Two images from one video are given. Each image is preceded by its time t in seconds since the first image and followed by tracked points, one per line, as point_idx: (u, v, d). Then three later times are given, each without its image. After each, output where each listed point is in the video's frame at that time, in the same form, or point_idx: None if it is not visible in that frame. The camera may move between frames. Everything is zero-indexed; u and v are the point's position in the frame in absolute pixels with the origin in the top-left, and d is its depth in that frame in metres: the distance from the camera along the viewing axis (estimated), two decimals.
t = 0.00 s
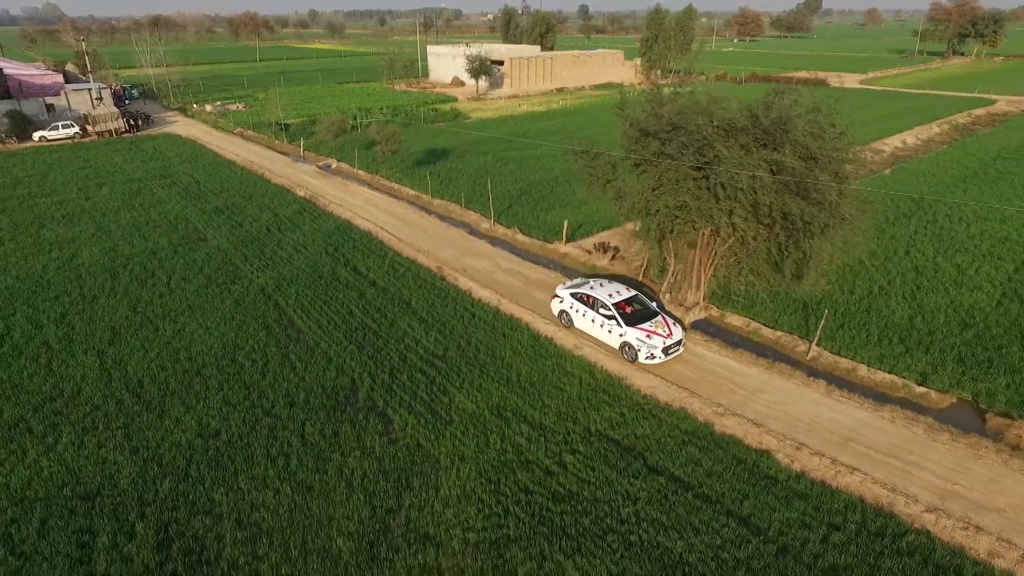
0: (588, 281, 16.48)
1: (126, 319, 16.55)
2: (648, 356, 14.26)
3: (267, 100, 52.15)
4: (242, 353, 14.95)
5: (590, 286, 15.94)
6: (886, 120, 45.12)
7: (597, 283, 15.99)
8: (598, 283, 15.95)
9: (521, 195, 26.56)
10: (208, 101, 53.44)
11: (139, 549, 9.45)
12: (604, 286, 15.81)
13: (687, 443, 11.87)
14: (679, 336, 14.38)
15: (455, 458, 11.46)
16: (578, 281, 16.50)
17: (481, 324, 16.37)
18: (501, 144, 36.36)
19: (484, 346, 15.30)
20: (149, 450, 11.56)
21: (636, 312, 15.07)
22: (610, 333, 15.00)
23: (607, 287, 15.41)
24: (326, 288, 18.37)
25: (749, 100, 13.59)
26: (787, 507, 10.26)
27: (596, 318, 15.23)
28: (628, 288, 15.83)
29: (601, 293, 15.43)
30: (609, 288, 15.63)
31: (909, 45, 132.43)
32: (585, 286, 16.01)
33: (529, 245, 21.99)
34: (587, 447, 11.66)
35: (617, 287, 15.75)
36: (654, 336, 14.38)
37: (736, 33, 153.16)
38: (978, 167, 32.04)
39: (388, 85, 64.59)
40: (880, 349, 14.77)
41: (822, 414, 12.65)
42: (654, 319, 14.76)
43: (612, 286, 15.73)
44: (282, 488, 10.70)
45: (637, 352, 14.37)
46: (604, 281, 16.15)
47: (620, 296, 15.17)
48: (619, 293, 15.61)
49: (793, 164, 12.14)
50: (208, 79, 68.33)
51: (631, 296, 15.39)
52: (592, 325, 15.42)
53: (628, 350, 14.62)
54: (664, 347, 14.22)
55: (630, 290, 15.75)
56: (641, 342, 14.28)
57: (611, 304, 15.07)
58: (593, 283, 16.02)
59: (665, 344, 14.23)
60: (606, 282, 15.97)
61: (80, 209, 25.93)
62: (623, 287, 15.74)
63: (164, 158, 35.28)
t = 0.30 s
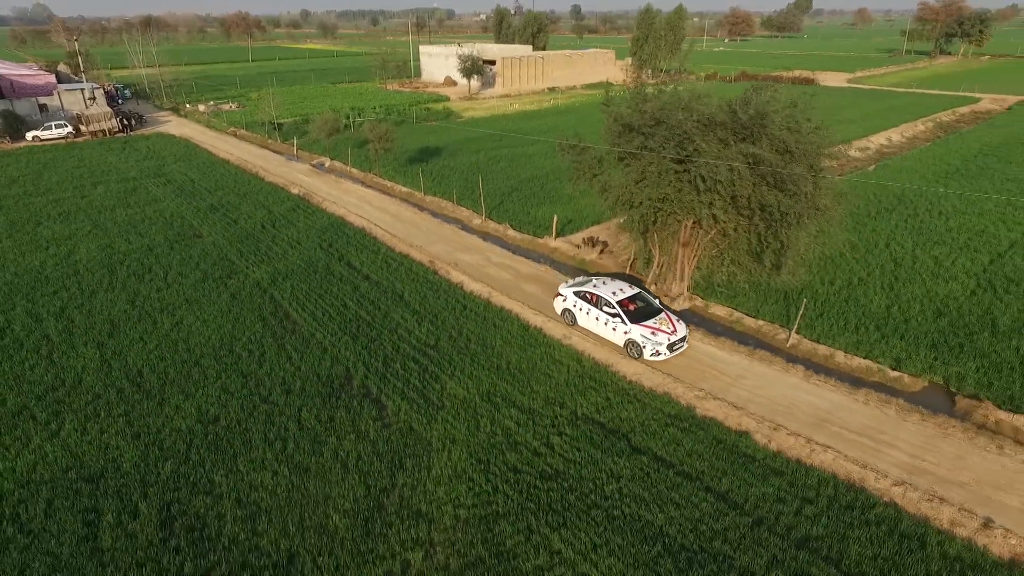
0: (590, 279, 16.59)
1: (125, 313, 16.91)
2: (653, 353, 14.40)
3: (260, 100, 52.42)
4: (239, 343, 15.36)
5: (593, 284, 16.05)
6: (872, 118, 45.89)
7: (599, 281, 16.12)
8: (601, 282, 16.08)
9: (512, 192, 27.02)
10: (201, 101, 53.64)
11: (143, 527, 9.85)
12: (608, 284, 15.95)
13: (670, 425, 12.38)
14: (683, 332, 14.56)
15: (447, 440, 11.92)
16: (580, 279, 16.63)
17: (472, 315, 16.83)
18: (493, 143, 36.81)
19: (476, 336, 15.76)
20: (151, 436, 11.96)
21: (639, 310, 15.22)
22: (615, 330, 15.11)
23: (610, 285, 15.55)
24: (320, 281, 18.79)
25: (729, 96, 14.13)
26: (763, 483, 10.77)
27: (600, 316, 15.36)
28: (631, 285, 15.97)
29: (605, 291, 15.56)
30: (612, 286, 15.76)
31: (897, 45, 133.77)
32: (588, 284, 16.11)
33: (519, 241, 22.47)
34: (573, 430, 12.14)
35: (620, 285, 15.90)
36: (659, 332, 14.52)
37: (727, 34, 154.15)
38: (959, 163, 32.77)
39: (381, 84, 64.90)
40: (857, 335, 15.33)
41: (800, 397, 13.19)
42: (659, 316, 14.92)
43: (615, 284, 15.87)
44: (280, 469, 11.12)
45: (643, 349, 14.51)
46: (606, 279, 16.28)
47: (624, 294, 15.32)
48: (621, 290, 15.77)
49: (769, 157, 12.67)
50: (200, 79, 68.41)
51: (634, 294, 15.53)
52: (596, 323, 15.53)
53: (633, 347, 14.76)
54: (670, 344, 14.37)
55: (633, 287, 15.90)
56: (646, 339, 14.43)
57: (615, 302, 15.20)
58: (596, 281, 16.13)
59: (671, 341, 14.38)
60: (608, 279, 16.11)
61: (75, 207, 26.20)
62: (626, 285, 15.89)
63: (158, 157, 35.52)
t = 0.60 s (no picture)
0: (594, 277, 16.66)
1: (125, 306, 17.30)
2: (659, 349, 14.51)
3: (256, 100, 52.76)
4: (237, 334, 15.78)
5: (598, 282, 16.14)
6: (861, 117, 46.51)
7: (604, 279, 16.20)
8: (605, 279, 16.17)
9: (505, 189, 27.47)
10: (197, 101, 53.93)
11: (147, 505, 10.27)
12: (612, 282, 16.03)
13: (654, 409, 12.86)
14: (689, 329, 14.69)
15: (439, 424, 12.37)
16: (584, 278, 16.71)
17: (465, 307, 17.28)
18: (488, 141, 37.25)
19: (468, 327, 16.21)
20: (152, 421, 12.38)
21: (644, 307, 15.33)
22: (621, 328, 15.21)
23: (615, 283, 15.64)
24: (316, 275, 19.22)
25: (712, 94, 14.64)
26: (741, 462, 11.25)
27: (605, 313, 15.46)
28: (636, 283, 16.07)
29: (610, 289, 15.64)
30: (617, 283, 15.86)
31: (889, 45, 134.77)
32: (592, 282, 16.19)
33: (512, 236, 22.93)
34: (561, 414, 12.61)
35: (624, 283, 16.01)
36: (665, 329, 14.64)
37: (721, 33, 154.84)
38: (945, 160, 33.37)
39: (376, 84, 65.21)
40: (837, 324, 15.84)
41: (781, 383, 13.68)
42: (664, 313, 15.04)
43: (620, 282, 15.96)
44: (278, 452, 11.55)
45: (649, 346, 14.63)
46: (611, 277, 16.37)
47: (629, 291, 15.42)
48: (626, 288, 15.86)
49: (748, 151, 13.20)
50: (195, 79, 68.65)
51: (639, 291, 15.64)
52: (601, 320, 15.63)
53: (639, 344, 14.86)
54: (676, 340, 14.49)
55: (638, 285, 16.00)
56: (652, 336, 14.55)
57: (621, 300, 15.29)
58: (601, 279, 16.22)
59: (677, 337, 14.52)
60: (613, 277, 16.19)
61: (74, 205, 26.55)
62: (630, 283, 15.99)
63: (155, 156, 35.82)
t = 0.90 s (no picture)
0: (598, 275, 16.67)
1: (126, 299, 17.70)
2: (665, 347, 14.62)
3: (253, 99, 53.15)
4: (236, 326, 16.19)
5: (602, 280, 16.15)
6: (852, 116, 47.08)
7: (608, 277, 16.24)
8: (610, 278, 16.18)
9: (499, 186, 27.91)
10: (195, 100, 54.28)
11: (148, 486, 10.68)
12: (617, 280, 16.05)
13: (639, 395, 13.31)
14: (694, 326, 14.82)
15: (431, 410, 12.81)
16: (588, 276, 16.73)
17: (457, 299, 17.72)
18: (482, 139, 37.69)
19: (461, 318, 16.65)
20: (153, 408, 12.77)
21: (649, 305, 15.41)
22: (626, 326, 15.25)
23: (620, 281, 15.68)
24: (313, 270, 19.63)
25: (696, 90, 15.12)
26: (721, 444, 11.71)
27: (610, 311, 15.50)
28: (640, 281, 16.11)
29: (615, 287, 15.69)
30: (621, 282, 15.89)
31: (883, 45, 135.51)
32: (596, 280, 16.21)
33: (505, 232, 23.39)
34: (549, 400, 13.07)
35: (628, 281, 16.05)
36: (670, 327, 14.75)
37: (718, 34, 155.28)
38: (932, 158, 33.92)
39: (373, 84, 65.62)
40: (818, 315, 16.31)
41: (762, 371, 14.14)
42: (669, 311, 15.13)
43: (624, 280, 16.00)
44: (275, 436, 11.98)
45: (655, 343, 14.70)
46: (615, 275, 16.39)
47: (633, 290, 15.47)
48: (631, 286, 15.90)
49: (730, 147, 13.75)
50: (193, 79, 68.92)
51: (644, 289, 15.68)
52: (606, 318, 15.66)
53: (645, 342, 14.93)
54: (681, 338, 14.62)
55: (642, 283, 16.05)
56: (658, 334, 14.63)
57: (626, 298, 15.33)
58: (605, 277, 16.26)
59: (682, 335, 14.65)
60: (617, 276, 16.22)
61: (73, 202, 26.90)
62: (635, 281, 16.03)
63: (153, 154, 36.19)
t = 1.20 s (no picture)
0: (603, 274, 16.77)
1: (127, 292, 18.10)
2: (672, 345, 14.71)
3: (251, 99, 53.59)
4: (234, 317, 16.62)
5: (608, 279, 16.24)
6: (845, 115, 47.59)
7: (613, 276, 16.33)
8: (615, 276, 16.28)
9: (494, 183, 28.35)
10: (194, 99, 54.70)
11: (150, 467, 11.11)
12: (623, 278, 16.14)
13: (625, 382, 13.75)
14: (700, 324, 14.91)
15: (423, 396, 13.24)
16: (593, 274, 16.78)
17: (451, 292, 18.15)
18: (479, 138, 38.13)
19: (454, 310, 17.09)
20: (154, 395, 13.19)
21: (655, 303, 15.49)
22: (633, 324, 15.33)
23: (626, 280, 15.77)
24: (310, 264, 20.06)
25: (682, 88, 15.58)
26: (703, 428, 12.14)
27: (617, 310, 15.57)
28: (646, 280, 16.19)
29: (621, 285, 15.75)
30: (628, 280, 15.99)
31: (880, 45, 136.01)
32: (602, 279, 16.30)
33: (499, 227, 23.83)
34: (538, 387, 13.51)
35: (634, 280, 16.13)
36: (677, 325, 14.81)
37: (716, 34, 155.70)
38: (922, 156, 34.40)
39: (371, 84, 66.05)
40: (802, 307, 16.75)
41: (746, 360, 14.57)
42: (675, 309, 15.21)
43: (630, 279, 16.08)
44: (272, 421, 12.40)
45: (662, 341, 14.77)
46: (620, 274, 16.50)
47: (640, 288, 15.55)
48: (637, 285, 15.99)
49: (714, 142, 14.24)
50: (192, 79, 69.39)
51: (650, 287, 15.77)
52: (613, 317, 15.74)
53: (652, 340, 15.00)
54: (688, 335, 14.71)
55: (648, 281, 16.14)
56: (665, 332, 14.70)
57: (632, 296, 15.41)
58: (610, 276, 16.35)
59: (688, 332, 14.73)
60: (622, 274, 16.32)
61: (74, 199, 27.28)
62: (641, 280, 16.12)
63: (154, 152, 36.59)
